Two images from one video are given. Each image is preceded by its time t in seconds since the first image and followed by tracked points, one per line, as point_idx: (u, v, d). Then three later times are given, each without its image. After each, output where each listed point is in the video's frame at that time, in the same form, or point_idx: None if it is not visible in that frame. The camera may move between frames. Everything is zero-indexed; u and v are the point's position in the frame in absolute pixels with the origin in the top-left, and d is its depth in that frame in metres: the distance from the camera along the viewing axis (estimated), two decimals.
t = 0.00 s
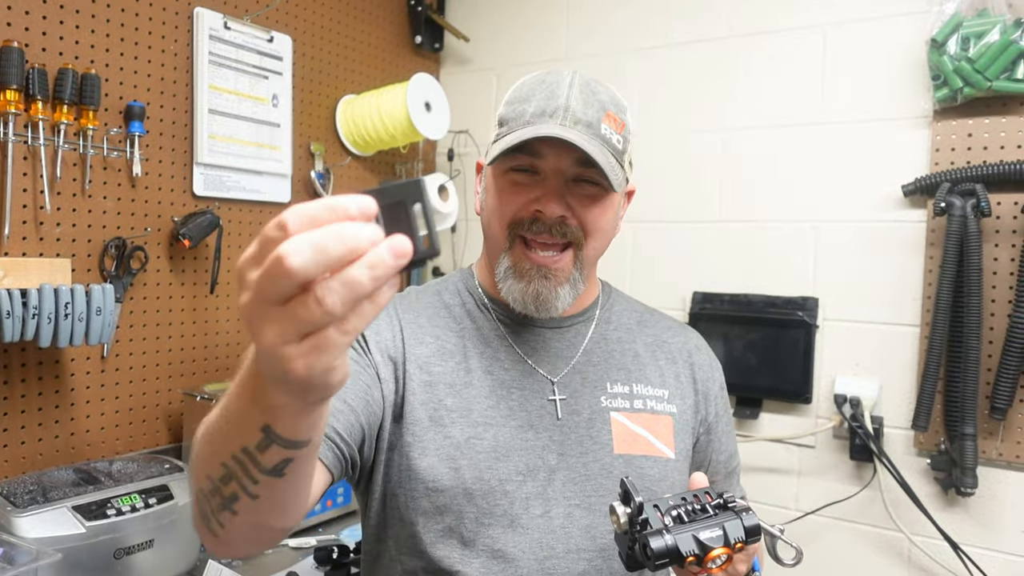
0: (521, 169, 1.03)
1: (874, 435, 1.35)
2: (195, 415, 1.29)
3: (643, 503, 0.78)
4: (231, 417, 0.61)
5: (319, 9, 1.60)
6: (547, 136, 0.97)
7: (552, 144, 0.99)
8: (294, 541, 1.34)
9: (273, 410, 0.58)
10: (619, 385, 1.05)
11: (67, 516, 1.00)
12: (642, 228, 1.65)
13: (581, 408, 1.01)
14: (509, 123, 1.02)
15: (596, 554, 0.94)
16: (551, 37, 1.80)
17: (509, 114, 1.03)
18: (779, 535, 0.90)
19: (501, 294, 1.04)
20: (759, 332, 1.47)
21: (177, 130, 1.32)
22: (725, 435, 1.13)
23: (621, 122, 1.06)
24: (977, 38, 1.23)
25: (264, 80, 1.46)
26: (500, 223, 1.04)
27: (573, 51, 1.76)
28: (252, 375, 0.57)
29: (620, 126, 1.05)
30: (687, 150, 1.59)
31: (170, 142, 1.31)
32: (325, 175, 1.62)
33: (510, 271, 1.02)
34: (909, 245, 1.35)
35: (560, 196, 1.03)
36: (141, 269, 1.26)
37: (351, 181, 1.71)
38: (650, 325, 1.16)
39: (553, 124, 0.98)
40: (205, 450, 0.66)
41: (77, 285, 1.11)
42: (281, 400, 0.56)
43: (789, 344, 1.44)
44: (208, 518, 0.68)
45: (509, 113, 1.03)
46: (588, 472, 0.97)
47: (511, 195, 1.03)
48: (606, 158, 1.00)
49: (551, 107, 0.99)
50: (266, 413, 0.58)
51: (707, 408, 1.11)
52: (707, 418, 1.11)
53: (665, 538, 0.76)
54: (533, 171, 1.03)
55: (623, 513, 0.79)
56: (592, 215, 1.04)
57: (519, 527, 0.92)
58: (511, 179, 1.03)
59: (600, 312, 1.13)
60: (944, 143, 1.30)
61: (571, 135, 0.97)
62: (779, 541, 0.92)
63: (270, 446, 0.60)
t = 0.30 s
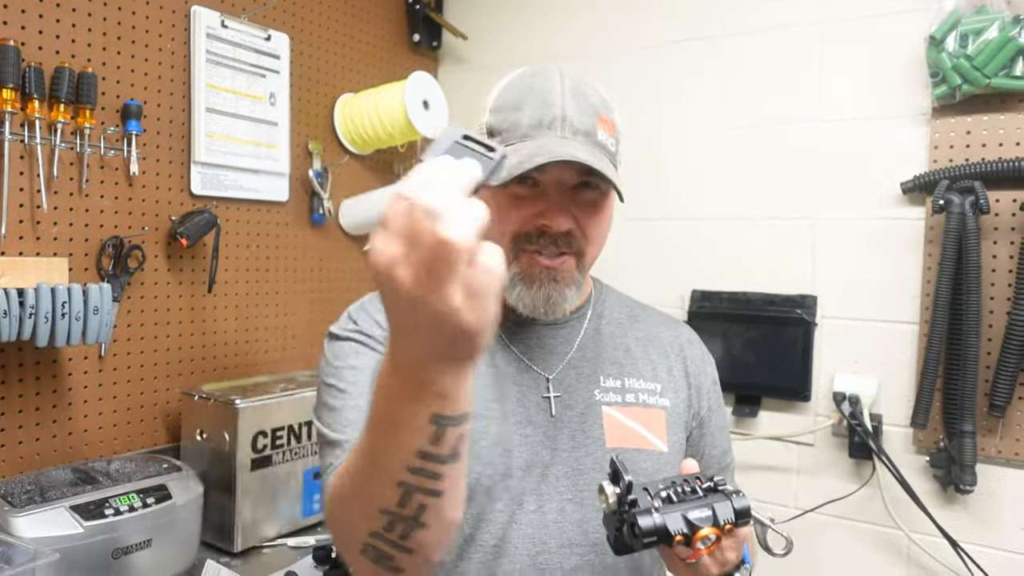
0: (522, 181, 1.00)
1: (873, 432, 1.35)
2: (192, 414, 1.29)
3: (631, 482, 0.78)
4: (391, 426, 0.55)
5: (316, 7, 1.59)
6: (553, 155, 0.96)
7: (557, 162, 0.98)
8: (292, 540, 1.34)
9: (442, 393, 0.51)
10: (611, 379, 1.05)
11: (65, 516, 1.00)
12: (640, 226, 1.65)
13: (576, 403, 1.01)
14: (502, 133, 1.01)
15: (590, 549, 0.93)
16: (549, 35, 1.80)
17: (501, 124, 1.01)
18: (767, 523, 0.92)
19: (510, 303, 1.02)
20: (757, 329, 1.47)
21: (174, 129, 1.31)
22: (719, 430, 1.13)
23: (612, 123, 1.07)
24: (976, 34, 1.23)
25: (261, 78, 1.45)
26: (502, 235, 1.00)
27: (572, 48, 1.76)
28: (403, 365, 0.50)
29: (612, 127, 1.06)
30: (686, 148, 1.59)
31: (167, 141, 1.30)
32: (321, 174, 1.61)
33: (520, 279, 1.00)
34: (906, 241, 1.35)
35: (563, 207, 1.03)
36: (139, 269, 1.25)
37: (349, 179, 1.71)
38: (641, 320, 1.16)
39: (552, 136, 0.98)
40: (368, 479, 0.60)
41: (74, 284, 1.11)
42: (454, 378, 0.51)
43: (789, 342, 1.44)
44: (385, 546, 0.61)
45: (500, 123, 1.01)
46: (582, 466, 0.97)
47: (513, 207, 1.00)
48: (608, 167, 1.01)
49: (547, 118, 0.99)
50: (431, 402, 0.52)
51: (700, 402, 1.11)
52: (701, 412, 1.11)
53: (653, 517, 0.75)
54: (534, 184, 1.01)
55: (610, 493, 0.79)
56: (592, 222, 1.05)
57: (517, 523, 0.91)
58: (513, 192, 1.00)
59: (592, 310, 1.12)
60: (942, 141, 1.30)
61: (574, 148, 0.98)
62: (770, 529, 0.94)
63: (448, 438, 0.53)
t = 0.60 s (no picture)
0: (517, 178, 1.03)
1: (873, 429, 1.35)
2: (192, 410, 1.29)
3: (654, 478, 0.76)
4: (435, 443, 0.59)
5: (316, 3, 1.59)
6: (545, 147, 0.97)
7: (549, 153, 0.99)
8: (293, 536, 1.33)
9: (492, 413, 0.57)
10: (614, 379, 1.05)
11: (66, 511, 1.00)
12: (640, 224, 1.65)
13: (580, 402, 1.01)
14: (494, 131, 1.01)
15: (596, 548, 0.94)
16: (550, 32, 1.79)
17: (492, 121, 1.02)
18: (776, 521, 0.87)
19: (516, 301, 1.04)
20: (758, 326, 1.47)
21: (174, 125, 1.31)
22: (716, 430, 1.13)
23: (605, 113, 1.06)
24: (977, 31, 1.23)
25: (261, 75, 1.45)
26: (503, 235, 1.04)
27: (572, 44, 1.76)
28: (455, 393, 0.55)
29: (605, 117, 1.06)
30: (686, 145, 1.59)
31: (167, 137, 1.30)
32: (322, 171, 1.61)
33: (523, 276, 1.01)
34: (906, 239, 1.35)
35: (559, 200, 1.03)
36: (139, 265, 1.25)
37: (350, 176, 1.71)
38: (644, 319, 1.15)
39: (544, 129, 0.99)
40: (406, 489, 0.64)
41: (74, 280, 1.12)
42: (506, 401, 0.56)
43: (788, 339, 1.44)
44: (426, 542, 0.68)
45: (490, 121, 1.02)
46: (587, 465, 0.97)
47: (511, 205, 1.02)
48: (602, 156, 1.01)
49: (537, 111, 1.00)
50: (482, 424, 0.58)
51: (698, 402, 1.12)
52: (699, 412, 1.11)
53: (678, 512, 0.76)
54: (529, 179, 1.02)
55: (635, 489, 0.76)
56: (590, 211, 1.05)
57: (521, 520, 0.92)
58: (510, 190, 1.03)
59: (595, 306, 1.12)
60: (943, 137, 1.30)
61: (567, 139, 0.97)
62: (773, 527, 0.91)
63: (494, 448, 0.60)
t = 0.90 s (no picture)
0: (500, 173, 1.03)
1: (873, 426, 1.35)
2: (191, 405, 1.29)
3: (665, 472, 0.78)
4: (416, 433, 0.62)
5: None
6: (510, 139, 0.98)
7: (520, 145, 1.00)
8: (292, 531, 1.33)
9: (470, 409, 0.60)
10: (622, 376, 1.04)
11: (64, 506, 1.00)
12: (641, 219, 1.64)
13: (587, 398, 1.01)
14: (477, 128, 1.06)
15: (602, 545, 0.94)
16: (550, 27, 1.79)
17: (475, 120, 1.06)
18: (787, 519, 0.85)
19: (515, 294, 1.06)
20: (758, 322, 1.47)
21: (173, 119, 1.31)
22: (723, 430, 1.13)
23: (587, 99, 1.05)
24: (979, 25, 1.22)
25: (260, 69, 1.45)
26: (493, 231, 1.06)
27: (573, 39, 1.75)
28: (435, 384, 0.58)
29: (587, 103, 1.05)
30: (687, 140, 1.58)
31: (165, 131, 1.30)
32: (322, 165, 1.60)
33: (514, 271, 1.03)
34: (908, 236, 1.34)
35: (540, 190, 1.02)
36: (138, 259, 1.25)
37: (350, 171, 1.71)
38: (651, 317, 1.15)
39: (516, 122, 1.01)
40: (388, 476, 0.67)
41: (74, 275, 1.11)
42: (482, 400, 0.59)
43: (788, 334, 1.44)
44: (401, 534, 0.72)
45: (475, 120, 1.07)
46: (594, 462, 0.97)
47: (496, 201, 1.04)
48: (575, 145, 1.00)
49: (510, 104, 1.02)
50: (461, 419, 0.61)
51: (705, 402, 1.11)
52: (706, 412, 1.11)
53: (690, 507, 0.76)
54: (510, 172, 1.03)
55: (646, 482, 0.79)
56: (577, 196, 1.02)
57: (527, 516, 0.91)
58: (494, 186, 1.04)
59: (603, 303, 1.12)
60: (945, 133, 1.30)
61: (533, 131, 0.98)
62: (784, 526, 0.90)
63: (472, 444, 0.63)
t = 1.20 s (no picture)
0: (497, 160, 1.04)
1: (874, 423, 1.34)
2: (190, 401, 1.28)
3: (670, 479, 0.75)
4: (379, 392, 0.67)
5: None
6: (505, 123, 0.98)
7: (516, 129, 1.00)
8: (291, 527, 1.33)
9: (424, 359, 0.65)
10: (628, 375, 1.04)
11: (61, 502, 0.99)
12: (642, 215, 1.63)
13: (593, 396, 1.00)
14: (474, 119, 1.04)
15: (606, 543, 0.93)
16: (551, 21, 1.77)
17: (473, 112, 1.05)
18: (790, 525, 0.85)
19: (512, 284, 1.03)
20: (759, 319, 1.46)
21: (171, 113, 1.30)
22: (726, 429, 1.12)
23: (584, 86, 1.04)
24: (983, 20, 1.21)
25: (259, 62, 1.44)
26: (492, 220, 1.04)
27: (575, 33, 1.74)
28: (394, 336, 0.65)
29: (583, 89, 1.04)
30: (689, 135, 1.57)
31: (163, 125, 1.29)
32: (321, 160, 1.60)
33: (511, 256, 1.01)
34: (911, 232, 1.34)
35: (537, 176, 1.02)
36: (136, 254, 1.24)
37: (350, 166, 1.70)
38: (658, 315, 1.14)
39: (512, 108, 0.99)
40: (357, 443, 0.71)
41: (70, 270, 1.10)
42: (435, 347, 0.65)
43: (790, 331, 1.43)
44: (375, 510, 0.73)
45: (473, 111, 1.05)
46: (599, 460, 0.96)
47: (494, 189, 1.03)
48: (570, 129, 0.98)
49: (506, 92, 1.01)
50: (418, 373, 0.66)
51: (711, 401, 1.11)
52: (712, 410, 1.10)
53: (694, 515, 0.75)
54: (508, 159, 1.03)
55: (649, 489, 0.77)
56: (573, 182, 1.02)
57: (531, 514, 0.91)
58: (492, 174, 1.04)
59: (608, 301, 1.12)
60: (948, 128, 1.29)
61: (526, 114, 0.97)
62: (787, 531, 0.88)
63: (429, 400, 0.68)
